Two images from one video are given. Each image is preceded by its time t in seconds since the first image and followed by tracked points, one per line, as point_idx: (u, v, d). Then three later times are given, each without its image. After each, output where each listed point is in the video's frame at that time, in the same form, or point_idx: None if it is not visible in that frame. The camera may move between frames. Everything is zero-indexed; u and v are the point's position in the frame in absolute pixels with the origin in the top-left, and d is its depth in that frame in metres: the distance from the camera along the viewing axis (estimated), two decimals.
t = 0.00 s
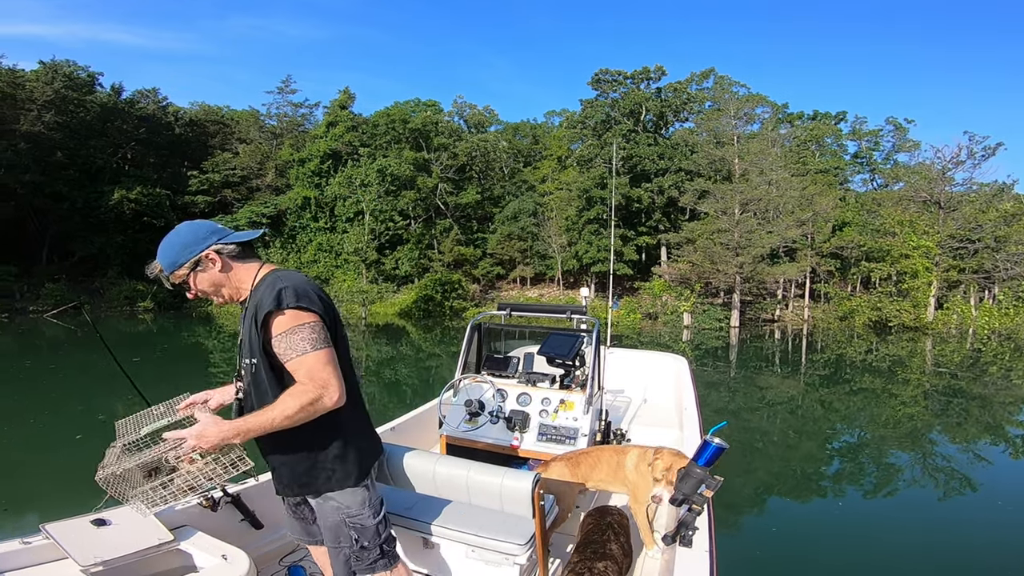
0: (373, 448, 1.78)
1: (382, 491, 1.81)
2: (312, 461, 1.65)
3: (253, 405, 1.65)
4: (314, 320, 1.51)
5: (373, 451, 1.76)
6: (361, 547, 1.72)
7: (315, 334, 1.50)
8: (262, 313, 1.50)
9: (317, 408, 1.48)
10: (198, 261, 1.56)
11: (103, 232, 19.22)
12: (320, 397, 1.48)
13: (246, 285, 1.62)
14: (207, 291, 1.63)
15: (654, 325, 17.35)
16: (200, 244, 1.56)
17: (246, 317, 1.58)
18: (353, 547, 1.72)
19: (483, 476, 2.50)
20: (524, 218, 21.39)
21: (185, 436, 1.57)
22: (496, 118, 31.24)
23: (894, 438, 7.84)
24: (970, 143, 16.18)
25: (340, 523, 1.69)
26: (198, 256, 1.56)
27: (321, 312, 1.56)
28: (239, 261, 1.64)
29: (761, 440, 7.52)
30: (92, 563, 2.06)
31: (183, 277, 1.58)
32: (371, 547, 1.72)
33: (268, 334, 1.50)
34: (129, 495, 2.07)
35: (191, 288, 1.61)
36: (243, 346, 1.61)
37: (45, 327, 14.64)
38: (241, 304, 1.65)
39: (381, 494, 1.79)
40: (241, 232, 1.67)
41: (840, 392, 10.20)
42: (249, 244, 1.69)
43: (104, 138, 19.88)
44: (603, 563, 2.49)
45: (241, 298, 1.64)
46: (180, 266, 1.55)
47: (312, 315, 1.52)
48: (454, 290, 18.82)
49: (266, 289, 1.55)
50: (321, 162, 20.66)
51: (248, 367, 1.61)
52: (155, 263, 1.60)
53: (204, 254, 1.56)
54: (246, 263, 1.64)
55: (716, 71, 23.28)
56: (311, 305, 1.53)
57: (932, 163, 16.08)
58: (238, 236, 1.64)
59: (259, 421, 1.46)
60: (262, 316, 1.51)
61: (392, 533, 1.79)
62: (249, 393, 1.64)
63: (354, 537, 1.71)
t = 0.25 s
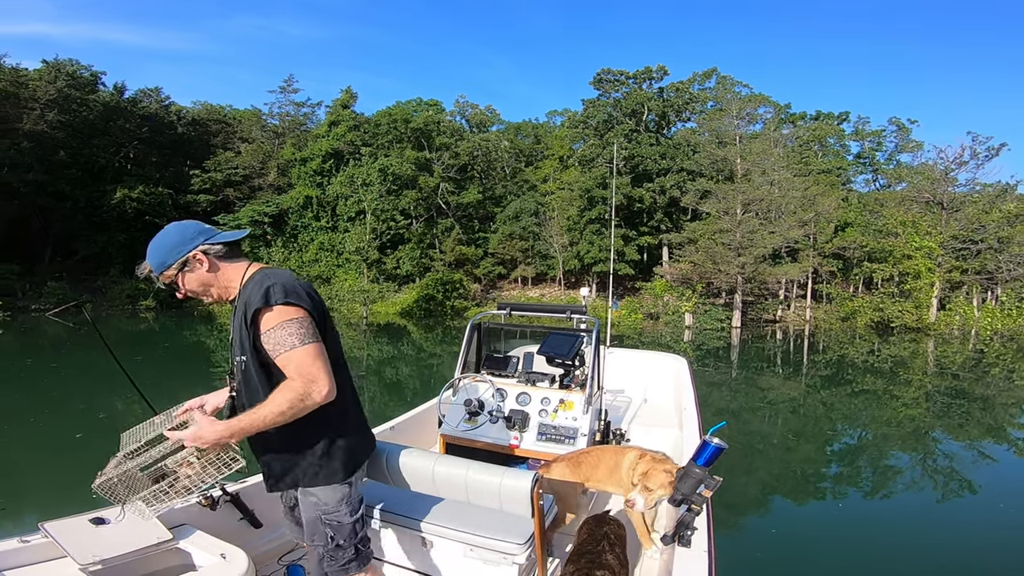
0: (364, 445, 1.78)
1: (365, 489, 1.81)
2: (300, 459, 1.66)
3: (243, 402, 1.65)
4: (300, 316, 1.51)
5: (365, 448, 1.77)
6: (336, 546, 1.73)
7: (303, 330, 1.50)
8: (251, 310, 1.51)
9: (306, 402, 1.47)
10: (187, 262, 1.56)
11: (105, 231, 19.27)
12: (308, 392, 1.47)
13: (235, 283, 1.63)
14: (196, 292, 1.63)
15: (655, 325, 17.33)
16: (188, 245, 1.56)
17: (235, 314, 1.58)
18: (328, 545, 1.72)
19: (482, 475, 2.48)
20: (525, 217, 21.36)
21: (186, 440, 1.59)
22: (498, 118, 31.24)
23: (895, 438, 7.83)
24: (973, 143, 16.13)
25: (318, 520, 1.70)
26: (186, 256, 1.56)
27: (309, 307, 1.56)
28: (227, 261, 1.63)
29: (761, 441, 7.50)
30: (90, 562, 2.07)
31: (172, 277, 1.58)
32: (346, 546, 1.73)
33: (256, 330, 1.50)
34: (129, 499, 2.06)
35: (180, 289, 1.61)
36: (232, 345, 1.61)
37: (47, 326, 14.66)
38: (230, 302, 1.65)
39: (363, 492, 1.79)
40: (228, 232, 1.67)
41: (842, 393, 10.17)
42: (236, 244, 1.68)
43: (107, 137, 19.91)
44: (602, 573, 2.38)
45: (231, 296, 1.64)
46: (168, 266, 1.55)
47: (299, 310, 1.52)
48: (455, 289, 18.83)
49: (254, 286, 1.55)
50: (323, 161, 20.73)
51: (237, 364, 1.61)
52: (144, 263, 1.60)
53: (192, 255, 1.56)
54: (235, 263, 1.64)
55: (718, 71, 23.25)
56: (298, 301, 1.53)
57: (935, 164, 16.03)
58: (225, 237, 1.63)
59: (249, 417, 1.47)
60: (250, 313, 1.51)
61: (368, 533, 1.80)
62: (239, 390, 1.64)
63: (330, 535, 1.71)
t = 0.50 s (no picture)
0: (361, 450, 1.78)
1: (359, 492, 1.81)
2: (292, 462, 1.67)
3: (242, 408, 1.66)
4: (293, 329, 1.49)
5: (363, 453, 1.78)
6: (321, 546, 1.73)
7: (295, 342, 1.49)
8: (243, 322, 1.50)
9: (297, 416, 1.47)
10: (177, 270, 1.56)
11: (107, 230, 19.32)
12: (299, 406, 1.47)
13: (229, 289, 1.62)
14: (187, 298, 1.62)
15: (657, 325, 17.30)
16: (177, 251, 1.55)
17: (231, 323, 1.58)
18: (314, 545, 1.73)
19: (482, 475, 2.46)
20: (527, 217, 21.35)
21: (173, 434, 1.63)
22: (500, 117, 31.23)
23: (897, 439, 7.81)
24: (976, 144, 16.07)
25: (308, 519, 1.71)
26: (174, 264, 1.55)
27: (303, 318, 1.54)
28: (217, 267, 1.62)
29: (762, 441, 7.47)
30: (91, 562, 2.07)
31: (163, 285, 1.58)
32: (332, 547, 1.73)
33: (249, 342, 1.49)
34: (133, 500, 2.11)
35: (173, 296, 1.61)
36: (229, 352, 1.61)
37: (49, 325, 14.69)
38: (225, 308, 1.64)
39: (355, 496, 1.79)
40: (219, 235, 1.65)
41: (844, 394, 10.14)
42: (228, 248, 1.67)
43: (110, 137, 19.95)
44: None
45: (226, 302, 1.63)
46: (157, 274, 1.55)
47: (291, 322, 1.50)
48: (457, 289, 18.84)
49: (248, 295, 1.53)
50: (325, 161, 20.78)
51: (234, 373, 1.61)
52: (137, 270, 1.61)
53: (181, 262, 1.56)
54: (227, 266, 1.63)
55: (721, 71, 23.20)
56: (290, 313, 1.51)
57: (938, 164, 15.97)
58: (215, 241, 1.62)
59: (244, 429, 1.48)
60: (243, 326, 1.50)
61: (356, 537, 1.79)
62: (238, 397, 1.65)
63: (315, 536, 1.72)
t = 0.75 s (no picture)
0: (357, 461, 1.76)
1: (360, 499, 1.81)
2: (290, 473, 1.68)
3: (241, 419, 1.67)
4: (274, 351, 1.44)
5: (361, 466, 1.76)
6: (324, 552, 1.74)
7: (278, 364, 1.45)
8: (230, 341, 1.47)
9: (278, 439, 1.45)
10: (165, 281, 1.53)
11: (110, 229, 19.36)
12: (280, 431, 1.45)
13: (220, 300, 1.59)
14: (178, 309, 1.60)
15: (658, 325, 17.29)
16: (164, 262, 1.53)
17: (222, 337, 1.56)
18: (316, 550, 1.74)
19: (482, 475, 2.46)
20: (529, 217, 21.34)
21: (157, 462, 1.64)
22: (501, 117, 31.23)
23: (900, 440, 7.80)
24: (980, 144, 16.02)
25: (307, 527, 1.72)
26: (163, 275, 1.53)
27: (288, 336, 1.49)
28: (206, 277, 1.59)
29: (765, 442, 7.45)
30: (91, 560, 2.09)
31: (154, 297, 1.57)
32: (334, 554, 1.74)
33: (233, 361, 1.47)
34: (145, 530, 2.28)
35: (164, 307, 1.60)
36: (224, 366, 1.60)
37: (52, 323, 14.73)
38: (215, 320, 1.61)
39: (356, 504, 1.79)
40: (208, 244, 1.62)
41: (845, 395, 10.12)
42: (217, 256, 1.64)
43: (113, 136, 19.98)
44: None
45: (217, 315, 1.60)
46: (146, 285, 1.52)
47: (274, 343, 1.46)
48: (458, 289, 18.84)
49: (231, 314, 1.49)
50: (327, 160, 20.84)
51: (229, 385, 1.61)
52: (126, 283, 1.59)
53: (169, 273, 1.53)
54: (217, 276, 1.60)
55: (723, 71, 23.16)
56: (272, 334, 1.46)
57: (941, 165, 15.93)
58: (204, 250, 1.59)
59: (229, 449, 1.48)
60: (229, 345, 1.48)
61: (359, 542, 1.80)
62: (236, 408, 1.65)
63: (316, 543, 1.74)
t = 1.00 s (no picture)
0: (354, 468, 1.74)
1: (356, 505, 1.81)
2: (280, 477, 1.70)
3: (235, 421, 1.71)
4: (240, 366, 1.43)
5: (351, 475, 1.74)
6: (312, 556, 1.78)
7: (242, 380, 1.43)
8: (204, 352, 1.48)
9: (240, 455, 1.46)
10: (152, 292, 1.54)
11: (112, 229, 19.41)
12: (240, 447, 1.45)
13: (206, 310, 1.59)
14: (168, 319, 1.61)
15: (660, 325, 17.27)
16: (151, 274, 1.53)
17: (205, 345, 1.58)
18: (305, 553, 1.79)
19: (482, 473, 2.53)
20: (530, 217, 21.32)
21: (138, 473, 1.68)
22: (503, 117, 31.23)
23: (902, 440, 7.78)
24: (983, 144, 15.97)
25: (298, 529, 1.76)
26: (150, 286, 1.54)
27: (260, 350, 1.47)
28: (194, 288, 1.59)
29: (766, 442, 7.44)
30: (89, 557, 2.15)
31: (142, 308, 1.58)
32: (321, 560, 1.77)
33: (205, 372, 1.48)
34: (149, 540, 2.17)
35: (153, 318, 1.61)
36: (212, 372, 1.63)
37: (55, 323, 14.77)
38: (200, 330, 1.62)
39: (351, 509, 1.79)
40: (196, 254, 1.62)
41: (847, 395, 10.10)
42: (206, 267, 1.64)
43: (115, 135, 20.03)
44: None
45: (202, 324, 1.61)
46: (135, 296, 1.53)
47: (245, 356, 1.44)
48: (460, 288, 18.86)
49: (208, 324, 1.49)
50: (329, 160, 20.89)
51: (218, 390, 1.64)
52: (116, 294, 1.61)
53: (157, 284, 1.54)
54: (205, 286, 1.60)
55: (725, 71, 23.12)
56: (242, 345, 1.44)
57: (944, 165, 15.89)
58: (191, 261, 1.59)
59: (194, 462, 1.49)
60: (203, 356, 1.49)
61: (349, 550, 1.81)
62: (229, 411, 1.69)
63: (306, 545, 1.77)
